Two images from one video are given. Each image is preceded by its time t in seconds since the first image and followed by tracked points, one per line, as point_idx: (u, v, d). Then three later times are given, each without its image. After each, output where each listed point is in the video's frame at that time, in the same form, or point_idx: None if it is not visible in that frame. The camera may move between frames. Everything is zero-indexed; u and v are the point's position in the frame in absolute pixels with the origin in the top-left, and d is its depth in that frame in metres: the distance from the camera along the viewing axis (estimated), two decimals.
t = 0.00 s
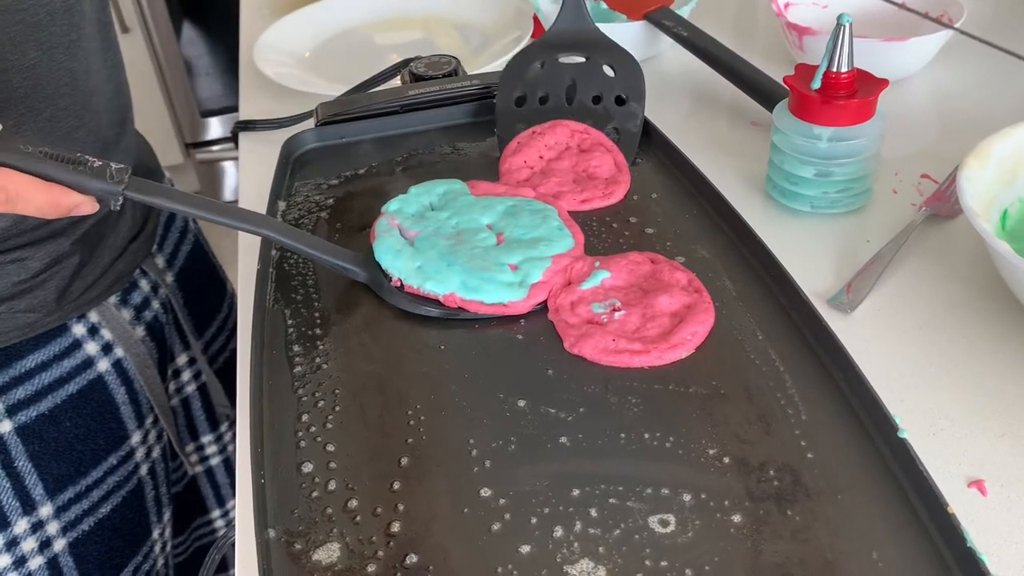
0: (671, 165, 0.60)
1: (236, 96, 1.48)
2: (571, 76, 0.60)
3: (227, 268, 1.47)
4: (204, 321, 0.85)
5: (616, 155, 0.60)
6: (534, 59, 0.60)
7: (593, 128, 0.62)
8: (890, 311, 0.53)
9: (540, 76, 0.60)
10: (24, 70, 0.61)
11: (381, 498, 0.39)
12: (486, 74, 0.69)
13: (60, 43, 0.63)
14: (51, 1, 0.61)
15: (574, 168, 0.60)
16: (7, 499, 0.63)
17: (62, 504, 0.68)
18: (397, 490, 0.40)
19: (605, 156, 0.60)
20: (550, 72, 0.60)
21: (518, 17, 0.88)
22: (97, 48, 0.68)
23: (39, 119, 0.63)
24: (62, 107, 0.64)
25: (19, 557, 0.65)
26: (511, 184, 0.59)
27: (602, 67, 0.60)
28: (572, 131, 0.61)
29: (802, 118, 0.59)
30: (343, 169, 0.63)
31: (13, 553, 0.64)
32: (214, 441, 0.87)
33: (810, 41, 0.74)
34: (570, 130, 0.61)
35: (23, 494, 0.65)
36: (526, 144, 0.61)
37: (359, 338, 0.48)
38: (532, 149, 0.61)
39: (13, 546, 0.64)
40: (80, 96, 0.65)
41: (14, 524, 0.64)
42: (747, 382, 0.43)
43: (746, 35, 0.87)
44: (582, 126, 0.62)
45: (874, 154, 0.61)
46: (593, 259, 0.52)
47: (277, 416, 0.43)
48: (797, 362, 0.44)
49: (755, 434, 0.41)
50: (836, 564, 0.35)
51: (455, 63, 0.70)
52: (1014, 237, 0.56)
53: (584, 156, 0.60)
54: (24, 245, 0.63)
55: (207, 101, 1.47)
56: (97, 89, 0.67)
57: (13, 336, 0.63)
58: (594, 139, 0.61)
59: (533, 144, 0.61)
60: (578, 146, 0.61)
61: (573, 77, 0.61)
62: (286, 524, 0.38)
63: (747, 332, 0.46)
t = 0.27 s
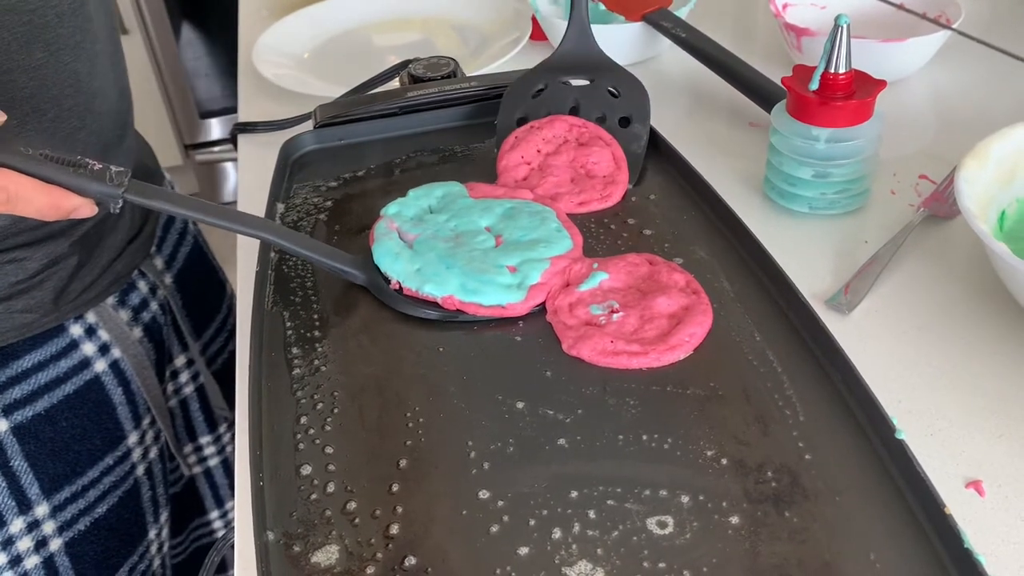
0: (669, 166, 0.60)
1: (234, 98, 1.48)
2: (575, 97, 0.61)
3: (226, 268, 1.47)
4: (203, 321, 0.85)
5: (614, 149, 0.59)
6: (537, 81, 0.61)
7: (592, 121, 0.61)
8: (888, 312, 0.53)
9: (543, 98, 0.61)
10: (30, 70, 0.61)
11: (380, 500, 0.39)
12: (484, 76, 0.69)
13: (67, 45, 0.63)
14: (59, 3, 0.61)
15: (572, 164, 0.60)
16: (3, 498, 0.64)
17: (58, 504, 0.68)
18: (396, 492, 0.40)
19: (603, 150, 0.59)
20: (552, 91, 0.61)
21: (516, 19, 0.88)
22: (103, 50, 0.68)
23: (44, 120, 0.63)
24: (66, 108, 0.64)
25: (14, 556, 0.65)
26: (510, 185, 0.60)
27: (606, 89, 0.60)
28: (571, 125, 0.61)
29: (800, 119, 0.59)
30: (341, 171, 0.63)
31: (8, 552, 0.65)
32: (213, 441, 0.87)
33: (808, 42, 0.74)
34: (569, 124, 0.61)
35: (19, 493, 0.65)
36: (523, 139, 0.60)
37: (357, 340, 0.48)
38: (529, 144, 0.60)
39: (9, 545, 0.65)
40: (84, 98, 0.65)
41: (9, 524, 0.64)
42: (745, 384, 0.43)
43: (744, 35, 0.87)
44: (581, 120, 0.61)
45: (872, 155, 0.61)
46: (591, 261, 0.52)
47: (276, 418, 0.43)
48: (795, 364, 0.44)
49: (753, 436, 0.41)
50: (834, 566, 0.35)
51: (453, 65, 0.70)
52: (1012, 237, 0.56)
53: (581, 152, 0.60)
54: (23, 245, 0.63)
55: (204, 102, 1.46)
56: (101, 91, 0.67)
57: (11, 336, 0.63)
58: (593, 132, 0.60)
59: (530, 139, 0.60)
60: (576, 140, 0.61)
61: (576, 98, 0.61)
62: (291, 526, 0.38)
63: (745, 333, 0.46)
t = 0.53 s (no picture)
0: (666, 166, 0.60)
1: (232, 100, 1.48)
2: (569, 101, 0.62)
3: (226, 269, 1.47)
4: (203, 321, 0.85)
5: (609, 149, 0.60)
6: (531, 85, 0.62)
7: (587, 123, 0.62)
8: (884, 312, 0.53)
9: (538, 101, 0.62)
10: (33, 67, 0.62)
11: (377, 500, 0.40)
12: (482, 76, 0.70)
13: (69, 43, 0.64)
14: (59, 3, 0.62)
15: (567, 164, 0.60)
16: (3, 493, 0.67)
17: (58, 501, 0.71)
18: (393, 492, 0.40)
19: (598, 151, 0.59)
20: (546, 92, 0.62)
21: (514, 19, 0.88)
22: (106, 50, 0.69)
23: (47, 116, 0.63)
24: (68, 106, 0.64)
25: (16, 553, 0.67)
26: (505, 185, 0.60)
27: (599, 93, 0.61)
28: (565, 126, 0.61)
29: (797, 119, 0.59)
30: (339, 171, 0.63)
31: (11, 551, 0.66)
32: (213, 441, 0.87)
33: (804, 42, 0.74)
34: (563, 125, 0.61)
35: (19, 488, 0.68)
36: (518, 140, 0.61)
37: (355, 341, 0.48)
38: (524, 145, 0.61)
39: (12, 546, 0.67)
40: (84, 98, 0.66)
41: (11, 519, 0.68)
42: (742, 383, 0.44)
43: (742, 36, 0.87)
44: (576, 121, 0.62)
45: (867, 155, 0.61)
46: (588, 261, 0.52)
47: (273, 419, 0.44)
48: (791, 363, 0.44)
49: (749, 435, 0.41)
50: (829, 564, 0.35)
51: (450, 66, 0.70)
52: (1009, 236, 0.56)
53: (577, 152, 0.60)
54: (25, 244, 0.64)
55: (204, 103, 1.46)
56: (101, 91, 0.68)
57: (12, 336, 0.65)
58: (587, 133, 0.61)
59: (525, 140, 0.61)
60: (571, 141, 0.61)
61: (571, 101, 0.62)
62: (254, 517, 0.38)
63: (741, 333, 0.47)
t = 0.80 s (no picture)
0: (663, 169, 0.61)
1: (230, 102, 1.48)
2: (565, 107, 0.62)
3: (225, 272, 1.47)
4: (202, 322, 0.85)
5: (605, 151, 0.60)
6: (526, 92, 0.62)
7: (584, 127, 0.62)
8: (881, 314, 0.53)
9: (534, 108, 0.62)
10: (38, 71, 0.62)
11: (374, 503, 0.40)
12: (480, 79, 0.70)
13: (73, 47, 0.64)
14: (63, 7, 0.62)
15: (565, 166, 0.60)
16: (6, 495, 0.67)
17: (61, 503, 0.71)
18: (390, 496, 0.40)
19: (595, 154, 0.60)
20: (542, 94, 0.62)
21: (512, 21, 0.88)
22: (108, 52, 0.69)
23: (52, 118, 0.63)
24: (71, 109, 0.65)
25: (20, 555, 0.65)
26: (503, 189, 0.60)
27: (596, 100, 0.62)
28: (562, 130, 0.61)
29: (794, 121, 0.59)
30: (337, 175, 0.64)
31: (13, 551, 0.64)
32: (213, 441, 0.88)
33: (802, 45, 0.74)
34: (560, 129, 0.62)
35: (22, 491, 0.68)
36: (515, 144, 0.61)
37: (353, 344, 0.48)
38: (521, 149, 0.61)
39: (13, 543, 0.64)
40: (87, 100, 0.66)
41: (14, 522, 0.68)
42: (739, 385, 0.44)
43: (740, 38, 0.87)
44: (572, 125, 0.62)
45: (864, 158, 0.61)
46: (585, 264, 0.52)
47: (271, 422, 0.44)
48: (787, 365, 0.44)
49: (746, 437, 0.41)
50: (826, 567, 0.35)
51: (448, 69, 0.70)
52: (1006, 239, 0.56)
53: (574, 155, 0.60)
54: (28, 245, 0.64)
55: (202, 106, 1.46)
56: (104, 93, 0.68)
57: (15, 335, 0.65)
58: (584, 136, 0.61)
59: (522, 143, 0.61)
60: (568, 144, 0.61)
61: (567, 108, 0.62)
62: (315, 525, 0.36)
63: (738, 335, 0.47)
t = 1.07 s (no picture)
0: (665, 171, 0.61)
1: (231, 103, 1.48)
2: (566, 106, 0.62)
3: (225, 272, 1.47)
4: (207, 320, 0.85)
5: (606, 152, 0.60)
6: (528, 91, 0.63)
7: (585, 126, 0.62)
8: (882, 315, 0.53)
9: (535, 106, 0.63)
10: (41, 69, 0.62)
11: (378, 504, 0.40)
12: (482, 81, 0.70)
13: (75, 45, 0.64)
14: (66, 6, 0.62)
15: (566, 167, 0.60)
16: (11, 491, 0.69)
17: (66, 499, 0.72)
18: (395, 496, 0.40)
19: (596, 153, 0.60)
20: (540, 89, 0.63)
21: (513, 22, 0.88)
22: (112, 52, 0.69)
23: (54, 118, 0.64)
24: (74, 108, 0.65)
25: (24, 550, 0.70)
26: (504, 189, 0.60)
27: (597, 98, 0.62)
28: (563, 129, 0.62)
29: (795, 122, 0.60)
30: (340, 176, 0.64)
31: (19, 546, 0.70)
32: (217, 440, 0.88)
33: (803, 46, 0.74)
34: (561, 128, 0.62)
35: (27, 489, 0.70)
36: (517, 143, 0.61)
37: (357, 345, 0.49)
38: (522, 148, 0.61)
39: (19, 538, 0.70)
40: (90, 100, 0.66)
41: (19, 518, 0.70)
42: (742, 386, 0.44)
43: (741, 40, 0.87)
44: (573, 124, 0.62)
45: (865, 159, 0.61)
46: (588, 265, 0.52)
47: (275, 422, 0.44)
48: (790, 366, 0.45)
49: (748, 438, 0.41)
50: (828, 567, 0.36)
51: (451, 70, 0.71)
52: (1007, 240, 0.56)
53: (574, 155, 0.60)
54: (33, 244, 0.64)
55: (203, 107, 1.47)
56: (108, 93, 0.68)
57: (19, 334, 0.65)
58: (585, 135, 0.61)
59: (523, 143, 0.61)
60: (569, 143, 0.61)
61: (568, 106, 0.62)
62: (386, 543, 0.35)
63: (740, 336, 0.47)
